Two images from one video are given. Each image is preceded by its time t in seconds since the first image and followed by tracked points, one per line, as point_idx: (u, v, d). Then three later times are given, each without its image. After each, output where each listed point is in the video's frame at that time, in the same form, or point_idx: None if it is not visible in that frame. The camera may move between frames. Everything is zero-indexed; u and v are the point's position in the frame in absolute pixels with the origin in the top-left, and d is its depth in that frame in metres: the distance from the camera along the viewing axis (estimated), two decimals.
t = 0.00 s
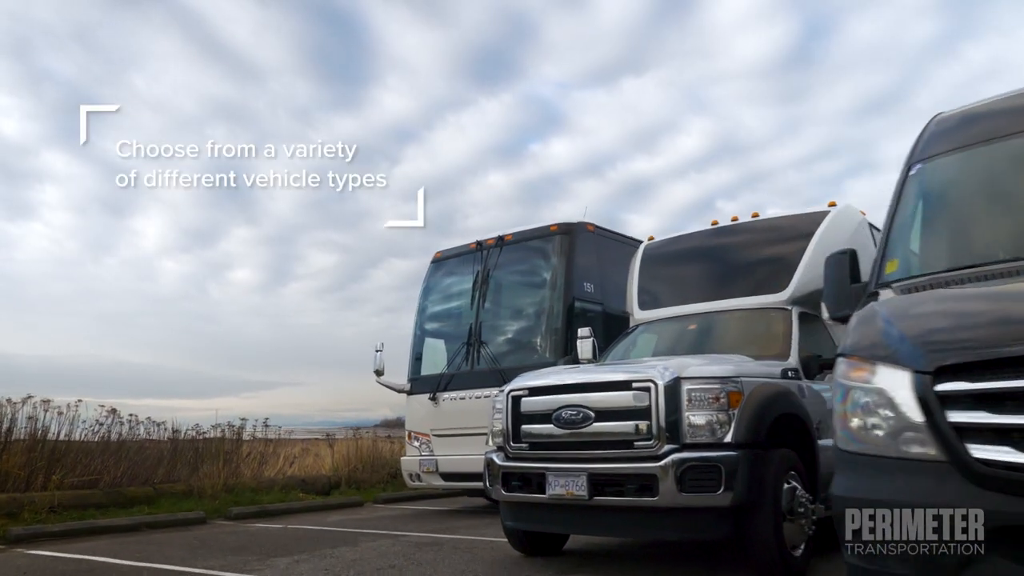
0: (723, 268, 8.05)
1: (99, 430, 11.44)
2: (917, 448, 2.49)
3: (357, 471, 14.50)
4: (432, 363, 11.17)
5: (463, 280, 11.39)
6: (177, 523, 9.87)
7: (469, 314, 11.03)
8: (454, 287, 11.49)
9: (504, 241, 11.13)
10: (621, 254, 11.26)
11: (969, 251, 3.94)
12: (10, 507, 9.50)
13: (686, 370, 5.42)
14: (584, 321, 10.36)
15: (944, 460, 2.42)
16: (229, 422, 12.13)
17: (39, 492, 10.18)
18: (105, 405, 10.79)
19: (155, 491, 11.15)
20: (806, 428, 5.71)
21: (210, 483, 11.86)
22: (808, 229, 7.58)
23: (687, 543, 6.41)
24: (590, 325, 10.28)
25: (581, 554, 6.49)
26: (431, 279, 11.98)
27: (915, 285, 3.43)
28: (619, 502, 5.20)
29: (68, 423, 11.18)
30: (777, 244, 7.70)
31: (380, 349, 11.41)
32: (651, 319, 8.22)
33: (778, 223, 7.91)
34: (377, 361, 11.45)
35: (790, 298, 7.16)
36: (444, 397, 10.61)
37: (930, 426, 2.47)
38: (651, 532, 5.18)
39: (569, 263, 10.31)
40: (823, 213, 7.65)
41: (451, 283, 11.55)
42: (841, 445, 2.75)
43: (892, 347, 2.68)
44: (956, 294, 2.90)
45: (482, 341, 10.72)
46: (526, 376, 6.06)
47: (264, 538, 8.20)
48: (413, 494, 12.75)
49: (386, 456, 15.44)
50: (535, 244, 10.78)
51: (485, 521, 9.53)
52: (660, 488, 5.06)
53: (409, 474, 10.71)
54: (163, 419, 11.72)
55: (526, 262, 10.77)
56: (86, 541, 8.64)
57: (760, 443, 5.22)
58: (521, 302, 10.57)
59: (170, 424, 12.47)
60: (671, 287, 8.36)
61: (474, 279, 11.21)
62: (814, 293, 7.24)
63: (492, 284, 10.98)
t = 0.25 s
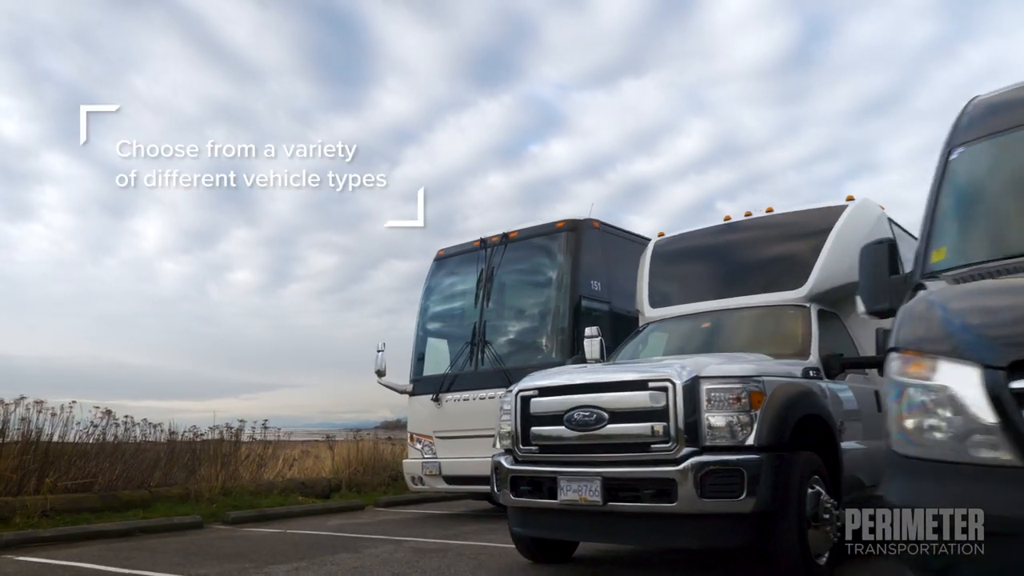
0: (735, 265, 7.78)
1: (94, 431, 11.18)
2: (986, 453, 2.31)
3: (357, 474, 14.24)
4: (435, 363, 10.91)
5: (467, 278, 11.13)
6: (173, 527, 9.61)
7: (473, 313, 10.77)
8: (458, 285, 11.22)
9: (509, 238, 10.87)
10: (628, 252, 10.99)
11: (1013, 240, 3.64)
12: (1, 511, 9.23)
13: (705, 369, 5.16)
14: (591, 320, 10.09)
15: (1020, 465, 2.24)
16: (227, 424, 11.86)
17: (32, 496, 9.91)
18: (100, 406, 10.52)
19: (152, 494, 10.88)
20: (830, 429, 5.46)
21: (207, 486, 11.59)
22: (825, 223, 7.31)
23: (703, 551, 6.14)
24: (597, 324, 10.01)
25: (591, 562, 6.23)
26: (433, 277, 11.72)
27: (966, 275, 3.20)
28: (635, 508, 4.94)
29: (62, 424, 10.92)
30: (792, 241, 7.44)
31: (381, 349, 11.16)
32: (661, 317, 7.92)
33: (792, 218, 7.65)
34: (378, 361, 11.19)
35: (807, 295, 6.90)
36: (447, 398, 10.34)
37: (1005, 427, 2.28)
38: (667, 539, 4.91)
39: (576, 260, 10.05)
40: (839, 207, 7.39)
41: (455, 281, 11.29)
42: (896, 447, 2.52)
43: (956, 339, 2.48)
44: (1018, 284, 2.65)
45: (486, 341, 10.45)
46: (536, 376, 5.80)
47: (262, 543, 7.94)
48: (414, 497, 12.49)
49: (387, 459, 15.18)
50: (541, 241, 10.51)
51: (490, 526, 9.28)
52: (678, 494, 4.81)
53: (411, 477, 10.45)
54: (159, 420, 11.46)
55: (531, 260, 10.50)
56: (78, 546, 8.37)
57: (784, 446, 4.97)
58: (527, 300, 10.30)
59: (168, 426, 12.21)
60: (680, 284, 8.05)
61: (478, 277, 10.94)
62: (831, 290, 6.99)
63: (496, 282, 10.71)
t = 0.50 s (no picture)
0: (747, 260, 7.47)
1: (88, 433, 10.91)
2: None
3: (358, 476, 13.97)
4: (438, 364, 10.64)
5: (470, 276, 10.85)
6: (169, 532, 9.34)
7: (476, 313, 10.50)
8: (461, 283, 10.94)
9: (513, 235, 10.60)
10: (635, 249, 10.72)
11: None
12: None
13: (726, 368, 4.89)
14: (599, 319, 9.81)
15: None
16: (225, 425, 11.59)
17: (24, 500, 9.64)
18: (93, 407, 10.24)
19: (147, 498, 10.61)
20: (854, 431, 5.19)
21: (204, 489, 11.32)
22: (842, 216, 7.03)
23: (720, 560, 5.87)
24: (605, 323, 9.73)
25: (603, 570, 5.96)
26: (436, 275, 11.45)
27: None
28: (653, 515, 4.67)
29: (55, 426, 10.64)
30: (807, 234, 7.13)
31: (382, 349, 10.90)
32: (672, 315, 7.63)
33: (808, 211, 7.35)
34: (380, 362, 10.92)
35: (826, 291, 6.63)
36: (450, 399, 10.07)
37: None
38: (686, 548, 4.63)
39: (583, 257, 9.77)
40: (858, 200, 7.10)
41: (458, 279, 11.02)
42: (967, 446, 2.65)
43: None
44: None
45: (490, 340, 10.17)
46: (546, 376, 5.54)
47: (260, 550, 7.68)
48: (416, 501, 12.22)
49: (388, 461, 14.90)
50: (546, 237, 10.24)
51: (496, 530, 9.01)
52: (699, 499, 4.54)
53: (413, 481, 10.18)
54: (155, 421, 11.18)
55: (536, 257, 10.23)
56: (71, 552, 8.11)
57: (809, 448, 4.71)
58: (532, 299, 10.02)
59: (164, 427, 11.94)
60: (691, 280, 7.75)
61: (481, 275, 10.67)
62: (851, 285, 6.71)
63: (500, 280, 10.44)
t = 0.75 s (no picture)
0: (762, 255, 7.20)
1: (82, 435, 10.64)
2: None
3: (358, 480, 13.70)
4: (441, 365, 10.38)
5: (474, 275, 10.59)
6: (163, 538, 9.07)
7: (480, 312, 10.23)
8: (464, 282, 10.68)
9: (518, 232, 10.34)
10: (642, 248, 10.47)
11: None
12: None
13: (750, 367, 4.63)
14: (607, 318, 9.53)
15: None
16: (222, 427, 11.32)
17: (15, 504, 9.36)
18: (87, 410, 9.97)
19: (142, 502, 10.34)
20: (884, 434, 4.92)
21: (202, 494, 11.04)
22: (862, 210, 6.76)
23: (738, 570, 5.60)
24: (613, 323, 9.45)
25: None
26: (439, 274, 11.19)
27: None
28: (673, 523, 4.40)
29: (48, 428, 10.37)
30: (825, 228, 6.87)
31: (383, 349, 10.64)
32: (685, 314, 7.36)
33: (826, 204, 7.10)
34: (381, 363, 10.65)
35: (847, 288, 6.37)
36: (453, 401, 9.81)
37: None
38: (708, 559, 4.36)
39: (590, 255, 9.51)
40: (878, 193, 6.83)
41: (461, 277, 10.75)
42: None
43: None
44: None
45: (495, 340, 9.90)
46: (558, 376, 5.27)
47: (257, 557, 7.41)
48: (418, 505, 11.96)
49: (390, 464, 14.63)
50: (552, 235, 9.97)
51: (500, 536, 8.73)
52: (722, 507, 4.28)
53: (415, 485, 9.91)
54: (151, 423, 10.91)
55: (542, 255, 9.96)
56: (61, 559, 7.83)
57: (839, 453, 4.44)
58: (538, 298, 9.75)
59: (160, 429, 11.67)
60: (704, 277, 7.49)
61: (486, 274, 10.41)
62: (874, 281, 6.45)
63: (505, 278, 10.18)
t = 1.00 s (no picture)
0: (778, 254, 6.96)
1: (75, 440, 10.37)
2: None
3: (359, 485, 13.43)
4: (444, 368, 10.11)
5: (478, 275, 10.33)
6: (158, 545, 8.80)
7: (485, 314, 9.97)
8: (468, 283, 10.42)
9: (523, 231, 10.08)
10: (651, 247, 10.21)
11: None
12: None
13: (776, 368, 4.36)
14: (616, 320, 9.25)
15: None
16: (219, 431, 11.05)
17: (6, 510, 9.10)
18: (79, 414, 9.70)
19: (136, 508, 10.07)
20: (916, 439, 4.66)
21: (198, 500, 10.77)
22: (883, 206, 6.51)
23: None
24: (622, 324, 9.17)
25: None
26: (442, 274, 10.93)
27: None
28: (696, 534, 4.14)
29: (40, 432, 10.11)
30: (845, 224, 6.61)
31: (385, 351, 10.37)
32: (698, 314, 7.09)
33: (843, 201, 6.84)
34: (382, 365, 10.39)
35: (870, 286, 6.11)
36: (457, 405, 9.54)
37: None
38: (734, 572, 4.09)
39: (598, 255, 9.25)
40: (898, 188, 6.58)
41: (464, 278, 10.49)
42: None
43: None
44: None
45: (500, 342, 9.63)
46: (571, 378, 5.01)
47: (254, 566, 7.14)
48: (420, 511, 11.69)
49: (391, 470, 14.35)
50: (558, 234, 9.71)
51: (505, 544, 8.46)
52: (749, 515, 4.03)
53: (418, 491, 9.64)
54: (146, 427, 10.64)
55: (547, 255, 9.70)
56: (51, 568, 7.56)
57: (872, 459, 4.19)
58: (544, 299, 9.48)
59: (155, 434, 11.40)
60: (718, 276, 7.23)
61: (490, 274, 10.14)
62: (897, 280, 6.20)
63: (510, 278, 9.91)
